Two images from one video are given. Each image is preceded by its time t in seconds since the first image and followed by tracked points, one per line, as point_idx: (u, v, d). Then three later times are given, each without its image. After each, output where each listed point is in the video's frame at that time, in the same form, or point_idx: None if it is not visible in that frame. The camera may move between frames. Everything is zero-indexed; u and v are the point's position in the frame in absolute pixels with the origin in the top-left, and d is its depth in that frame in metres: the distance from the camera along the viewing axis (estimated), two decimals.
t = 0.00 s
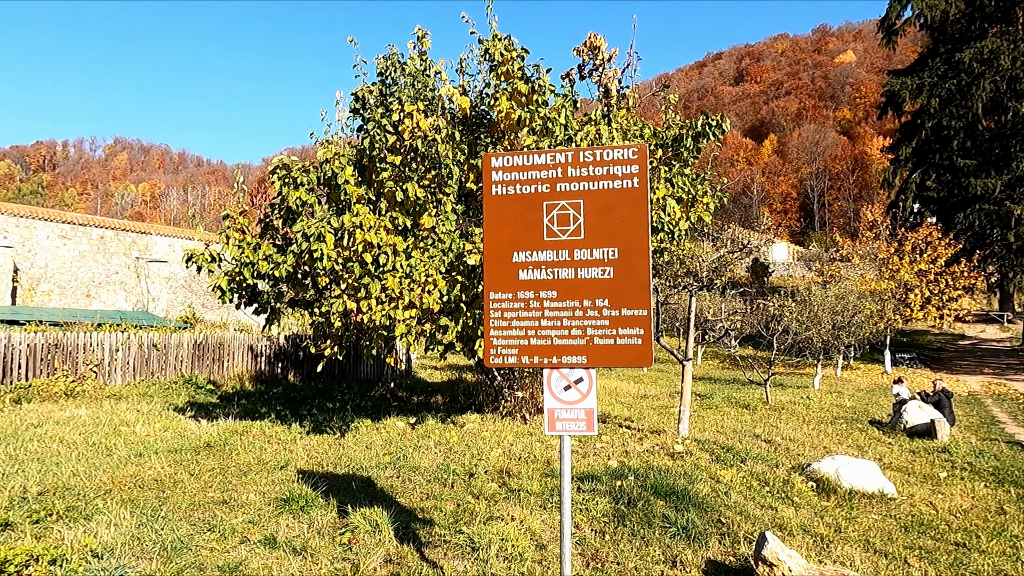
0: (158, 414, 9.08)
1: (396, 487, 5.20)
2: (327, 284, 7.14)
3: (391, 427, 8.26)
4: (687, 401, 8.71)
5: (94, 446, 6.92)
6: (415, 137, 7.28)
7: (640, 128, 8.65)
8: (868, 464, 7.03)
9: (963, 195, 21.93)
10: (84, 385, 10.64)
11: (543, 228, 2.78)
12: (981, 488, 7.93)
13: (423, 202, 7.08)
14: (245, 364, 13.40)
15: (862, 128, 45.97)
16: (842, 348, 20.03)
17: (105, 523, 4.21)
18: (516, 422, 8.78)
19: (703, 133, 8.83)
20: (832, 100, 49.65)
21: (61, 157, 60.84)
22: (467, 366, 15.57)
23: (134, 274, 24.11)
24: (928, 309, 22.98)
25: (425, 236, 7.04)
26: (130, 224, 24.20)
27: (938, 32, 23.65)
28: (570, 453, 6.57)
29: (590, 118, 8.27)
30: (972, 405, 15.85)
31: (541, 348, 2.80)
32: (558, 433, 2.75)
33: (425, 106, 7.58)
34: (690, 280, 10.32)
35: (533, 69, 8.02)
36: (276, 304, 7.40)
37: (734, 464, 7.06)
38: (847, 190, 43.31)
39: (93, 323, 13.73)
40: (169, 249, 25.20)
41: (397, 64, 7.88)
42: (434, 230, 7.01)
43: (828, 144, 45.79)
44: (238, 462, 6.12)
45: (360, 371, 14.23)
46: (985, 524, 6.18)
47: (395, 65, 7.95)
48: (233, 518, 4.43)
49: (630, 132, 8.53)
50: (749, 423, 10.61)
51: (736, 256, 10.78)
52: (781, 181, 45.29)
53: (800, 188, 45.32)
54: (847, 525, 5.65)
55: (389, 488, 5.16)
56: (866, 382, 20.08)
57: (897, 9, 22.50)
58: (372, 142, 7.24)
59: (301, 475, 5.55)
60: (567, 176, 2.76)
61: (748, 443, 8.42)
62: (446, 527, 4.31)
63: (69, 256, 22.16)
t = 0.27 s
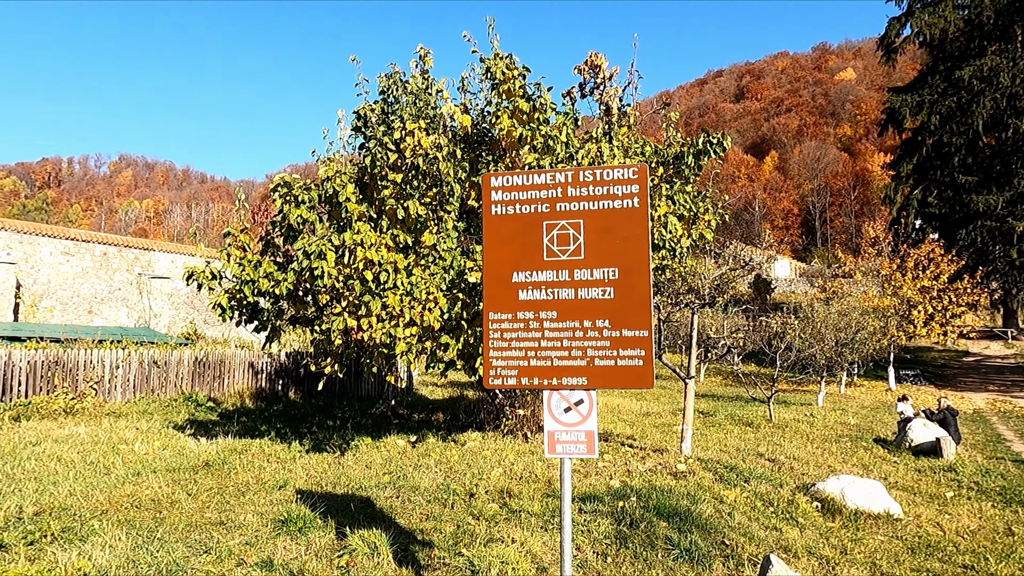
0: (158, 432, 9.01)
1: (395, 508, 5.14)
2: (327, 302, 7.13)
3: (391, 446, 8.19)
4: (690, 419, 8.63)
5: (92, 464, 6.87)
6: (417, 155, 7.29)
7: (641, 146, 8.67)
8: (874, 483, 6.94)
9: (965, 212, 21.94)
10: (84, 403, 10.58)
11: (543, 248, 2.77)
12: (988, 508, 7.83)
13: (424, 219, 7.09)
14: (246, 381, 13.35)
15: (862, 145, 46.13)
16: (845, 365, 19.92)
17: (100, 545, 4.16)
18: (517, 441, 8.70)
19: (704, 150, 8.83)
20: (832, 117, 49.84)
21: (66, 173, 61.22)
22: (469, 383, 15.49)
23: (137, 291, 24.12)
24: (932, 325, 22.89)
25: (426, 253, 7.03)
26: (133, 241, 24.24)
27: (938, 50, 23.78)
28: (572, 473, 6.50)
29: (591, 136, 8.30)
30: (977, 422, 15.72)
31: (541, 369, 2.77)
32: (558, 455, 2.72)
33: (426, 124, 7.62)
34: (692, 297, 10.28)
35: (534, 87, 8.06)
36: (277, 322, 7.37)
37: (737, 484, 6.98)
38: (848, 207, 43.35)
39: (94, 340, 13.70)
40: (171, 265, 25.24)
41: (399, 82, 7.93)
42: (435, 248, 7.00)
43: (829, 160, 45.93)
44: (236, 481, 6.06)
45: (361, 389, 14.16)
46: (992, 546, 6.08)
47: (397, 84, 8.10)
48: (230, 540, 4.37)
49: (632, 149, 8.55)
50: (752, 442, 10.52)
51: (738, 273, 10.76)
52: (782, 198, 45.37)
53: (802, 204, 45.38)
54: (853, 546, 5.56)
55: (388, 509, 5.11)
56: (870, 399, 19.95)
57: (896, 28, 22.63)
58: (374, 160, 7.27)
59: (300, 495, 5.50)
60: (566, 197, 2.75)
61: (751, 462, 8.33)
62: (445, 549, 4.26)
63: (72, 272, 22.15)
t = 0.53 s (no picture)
0: (166, 446, 9.01)
1: (403, 524, 5.10)
2: (336, 316, 7.12)
3: (399, 460, 8.16)
4: (700, 434, 8.54)
5: (101, 478, 6.88)
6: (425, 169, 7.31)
7: (649, 159, 8.66)
8: (888, 499, 6.84)
9: (977, 224, 21.66)
10: (94, 417, 10.62)
11: (552, 262, 2.75)
12: (1006, 525, 7.68)
13: (433, 233, 7.09)
14: (255, 395, 13.37)
15: (872, 158, 45.98)
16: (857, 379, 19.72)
17: (106, 561, 4.14)
18: (526, 456, 8.64)
19: (713, 164, 8.81)
20: (841, 129, 49.78)
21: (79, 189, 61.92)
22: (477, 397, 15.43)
23: (147, 304, 24.29)
24: (944, 339, 22.65)
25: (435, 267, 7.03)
26: (144, 255, 24.43)
27: (947, 62, 23.70)
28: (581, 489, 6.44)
29: (599, 149, 8.29)
30: (992, 438, 15.48)
31: (550, 386, 2.75)
32: (568, 472, 2.68)
33: (435, 138, 7.64)
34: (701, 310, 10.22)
35: (542, 101, 8.07)
36: (285, 336, 7.37)
37: (749, 500, 6.88)
38: (858, 219, 43.16)
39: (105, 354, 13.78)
40: (182, 279, 25.41)
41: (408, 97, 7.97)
42: (444, 262, 7.07)
43: (838, 173, 45.79)
44: (244, 496, 6.04)
45: (369, 403, 14.18)
46: (1011, 565, 5.95)
47: (405, 99, 8.07)
48: (237, 556, 4.34)
49: (640, 163, 8.54)
50: (763, 457, 10.40)
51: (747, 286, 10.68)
52: (791, 210, 45.23)
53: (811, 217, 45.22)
54: (867, 564, 5.46)
55: (396, 525, 5.06)
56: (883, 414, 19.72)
57: (904, 41, 22.60)
58: (383, 174, 7.29)
59: (307, 511, 5.46)
60: (575, 211, 2.73)
61: (763, 478, 8.23)
62: (454, 566, 4.21)
63: (84, 286, 22.33)
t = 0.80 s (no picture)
0: (183, 454, 9.05)
1: (418, 533, 5.08)
2: (351, 324, 7.14)
3: (413, 469, 8.14)
4: (717, 443, 8.44)
5: (118, 486, 6.92)
6: (439, 177, 7.32)
7: (664, 166, 8.62)
8: (909, 510, 6.71)
9: (997, 230, 21.32)
10: (111, 425, 10.71)
11: (568, 270, 2.74)
12: None
13: (447, 241, 7.09)
14: (270, 403, 13.44)
15: (888, 164, 45.57)
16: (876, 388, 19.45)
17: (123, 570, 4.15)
18: (541, 465, 8.59)
19: (728, 171, 8.76)
20: (856, 135, 49.40)
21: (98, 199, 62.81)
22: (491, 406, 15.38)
23: (164, 313, 24.51)
24: (964, 346, 22.32)
25: (449, 275, 7.02)
26: (161, 264, 24.66)
27: (964, 67, 23.45)
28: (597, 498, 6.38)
29: (613, 156, 8.28)
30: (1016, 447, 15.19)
31: (567, 395, 2.73)
32: (586, 483, 2.65)
33: (449, 147, 7.67)
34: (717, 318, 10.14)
35: (556, 109, 8.08)
36: (300, 344, 7.40)
37: (767, 511, 6.79)
38: (874, 226, 42.73)
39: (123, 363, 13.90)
40: (198, 288, 25.62)
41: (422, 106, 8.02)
42: (458, 270, 7.00)
43: (854, 179, 45.42)
44: (259, 504, 6.05)
45: (384, 411, 14.19)
46: None
47: (420, 108, 8.16)
48: (252, 565, 4.34)
49: (654, 170, 8.51)
50: (781, 466, 10.27)
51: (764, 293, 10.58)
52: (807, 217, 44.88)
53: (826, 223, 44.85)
54: None
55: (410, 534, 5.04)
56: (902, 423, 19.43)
57: (920, 46, 22.40)
58: (397, 183, 7.33)
59: (322, 519, 5.46)
60: (592, 218, 2.71)
61: (781, 488, 8.12)
62: None
63: (103, 295, 22.57)
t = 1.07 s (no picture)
0: (208, 458, 9.16)
1: (441, 538, 5.08)
2: (372, 329, 7.18)
3: (436, 474, 8.15)
4: (741, 449, 8.34)
5: (144, 490, 7.01)
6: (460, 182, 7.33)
7: (685, 169, 8.57)
8: (941, 517, 6.55)
9: None
10: (138, 429, 10.88)
11: (592, 274, 2.73)
12: None
13: (467, 246, 7.11)
14: (293, 408, 13.58)
15: (913, 164, 44.85)
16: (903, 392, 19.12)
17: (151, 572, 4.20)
18: (563, 469, 8.55)
19: (750, 172, 8.68)
20: (880, 136, 48.70)
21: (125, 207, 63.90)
22: (512, 411, 15.37)
23: (189, 318, 24.86)
24: (994, 350, 21.87)
25: (470, 279, 7.02)
26: (186, 270, 25.01)
27: (991, 65, 23.01)
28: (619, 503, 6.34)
29: (634, 160, 8.25)
30: None
31: (593, 400, 2.71)
32: (612, 489, 2.63)
33: (470, 152, 7.70)
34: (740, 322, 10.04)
35: (576, 113, 8.07)
36: (323, 349, 7.46)
37: (794, 517, 6.69)
38: (899, 227, 42.09)
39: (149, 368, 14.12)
40: (222, 294, 25.96)
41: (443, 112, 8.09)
42: (478, 274, 7.01)
43: (878, 180, 44.78)
44: (283, 509, 6.09)
45: (404, 417, 14.20)
46: None
47: (440, 113, 8.19)
48: (277, 568, 4.37)
49: (676, 173, 8.47)
50: (806, 472, 10.13)
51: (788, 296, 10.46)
52: (829, 219, 44.33)
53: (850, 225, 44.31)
54: None
55: (433, 539, 5.04)
56: (931, 428, 19.07)
57: (945, 44, 22.04)
58: (418, 188, 7.38)
59: (345, 524, 5.49)
60: (616, 222, 2.71)
61: (808, 495, 7.99)
62: None
63: (130, 301, 22.94)
